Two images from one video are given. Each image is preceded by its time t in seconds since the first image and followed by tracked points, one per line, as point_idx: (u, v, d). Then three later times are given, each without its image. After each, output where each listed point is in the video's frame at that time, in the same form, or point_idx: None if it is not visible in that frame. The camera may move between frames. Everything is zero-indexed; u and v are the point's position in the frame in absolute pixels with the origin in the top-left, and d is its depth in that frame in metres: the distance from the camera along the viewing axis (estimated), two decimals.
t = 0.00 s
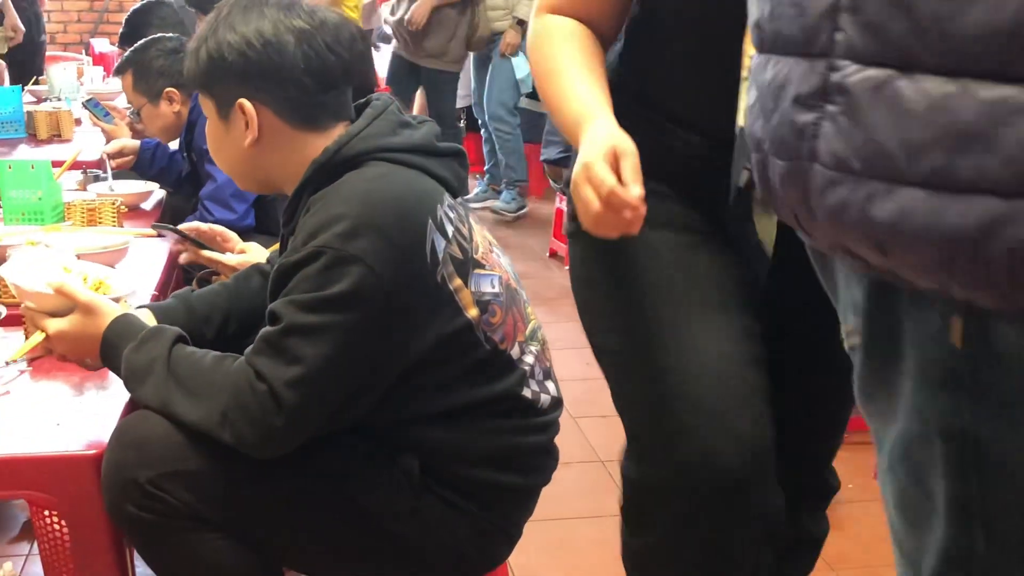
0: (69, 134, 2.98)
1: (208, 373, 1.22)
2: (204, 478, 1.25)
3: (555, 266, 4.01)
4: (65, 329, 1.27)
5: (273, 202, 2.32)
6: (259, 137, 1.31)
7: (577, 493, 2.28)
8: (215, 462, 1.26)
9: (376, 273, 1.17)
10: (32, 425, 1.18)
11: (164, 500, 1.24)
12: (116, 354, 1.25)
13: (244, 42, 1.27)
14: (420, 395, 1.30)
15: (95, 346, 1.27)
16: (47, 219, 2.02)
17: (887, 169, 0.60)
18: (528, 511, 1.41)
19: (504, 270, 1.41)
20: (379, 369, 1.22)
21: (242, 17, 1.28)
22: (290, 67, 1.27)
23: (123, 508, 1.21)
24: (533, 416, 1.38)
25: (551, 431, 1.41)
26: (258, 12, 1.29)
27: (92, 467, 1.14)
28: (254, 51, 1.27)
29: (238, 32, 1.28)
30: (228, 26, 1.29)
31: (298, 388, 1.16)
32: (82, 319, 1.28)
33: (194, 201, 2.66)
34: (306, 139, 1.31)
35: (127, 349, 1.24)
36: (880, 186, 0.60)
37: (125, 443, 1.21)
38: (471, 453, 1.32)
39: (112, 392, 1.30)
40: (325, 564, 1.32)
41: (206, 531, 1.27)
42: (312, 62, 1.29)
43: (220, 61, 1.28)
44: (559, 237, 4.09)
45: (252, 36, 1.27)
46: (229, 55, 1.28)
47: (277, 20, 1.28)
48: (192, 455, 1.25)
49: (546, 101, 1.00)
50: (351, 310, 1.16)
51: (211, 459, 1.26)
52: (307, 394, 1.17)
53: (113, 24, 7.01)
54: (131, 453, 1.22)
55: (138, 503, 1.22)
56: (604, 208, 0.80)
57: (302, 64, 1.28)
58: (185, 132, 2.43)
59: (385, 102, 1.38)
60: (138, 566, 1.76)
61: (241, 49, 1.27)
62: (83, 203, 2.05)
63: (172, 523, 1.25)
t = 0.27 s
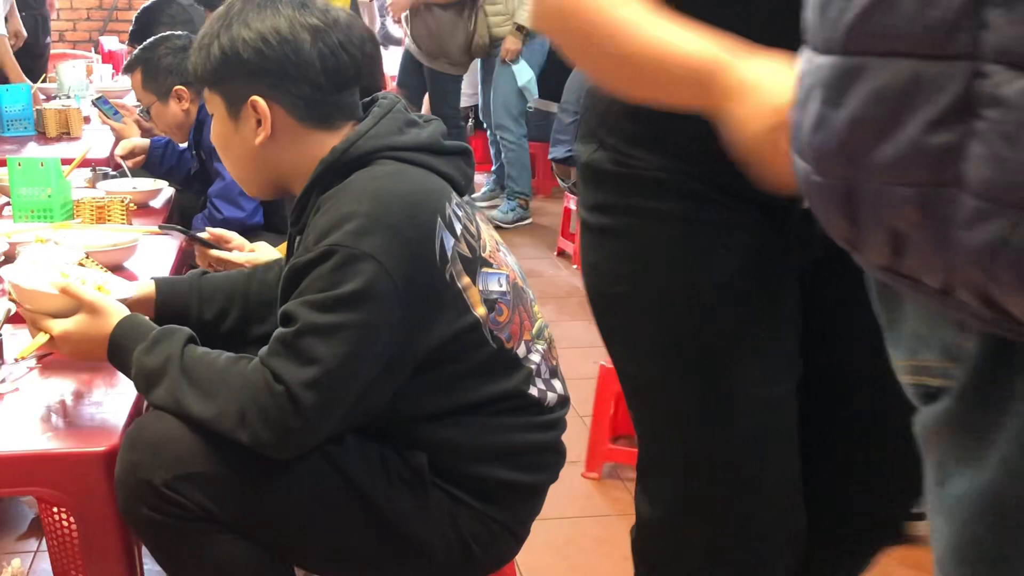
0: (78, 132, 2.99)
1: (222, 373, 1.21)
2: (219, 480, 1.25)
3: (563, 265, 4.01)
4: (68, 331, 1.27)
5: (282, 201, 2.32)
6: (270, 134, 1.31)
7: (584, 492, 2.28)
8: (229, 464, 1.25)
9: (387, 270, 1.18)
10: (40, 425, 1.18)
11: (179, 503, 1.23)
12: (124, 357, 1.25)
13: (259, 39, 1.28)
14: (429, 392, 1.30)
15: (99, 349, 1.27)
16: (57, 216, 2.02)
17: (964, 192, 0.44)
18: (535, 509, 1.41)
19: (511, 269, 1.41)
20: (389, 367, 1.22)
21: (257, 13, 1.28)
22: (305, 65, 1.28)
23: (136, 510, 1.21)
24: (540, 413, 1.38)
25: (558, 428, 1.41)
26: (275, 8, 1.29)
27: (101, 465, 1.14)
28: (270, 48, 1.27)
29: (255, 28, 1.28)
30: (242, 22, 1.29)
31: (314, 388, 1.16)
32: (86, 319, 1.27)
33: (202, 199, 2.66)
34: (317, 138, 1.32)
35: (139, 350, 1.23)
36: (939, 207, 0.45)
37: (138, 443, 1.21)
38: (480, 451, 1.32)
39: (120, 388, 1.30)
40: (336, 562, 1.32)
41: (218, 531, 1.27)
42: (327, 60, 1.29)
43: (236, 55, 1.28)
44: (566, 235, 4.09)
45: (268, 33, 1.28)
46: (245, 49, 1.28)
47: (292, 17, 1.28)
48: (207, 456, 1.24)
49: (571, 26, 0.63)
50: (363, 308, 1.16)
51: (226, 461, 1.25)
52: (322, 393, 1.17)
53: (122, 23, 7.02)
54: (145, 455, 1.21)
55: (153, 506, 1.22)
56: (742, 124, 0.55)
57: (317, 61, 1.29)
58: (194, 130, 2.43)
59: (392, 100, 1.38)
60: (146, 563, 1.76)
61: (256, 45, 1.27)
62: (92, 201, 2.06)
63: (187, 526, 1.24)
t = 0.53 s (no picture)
0: (82, 131, 2.99)
1: (229, 375, 1.21)
2: (227, 482, 1.25)
3: (567, 265, 4.01)
4: (72, 333, 1.28)
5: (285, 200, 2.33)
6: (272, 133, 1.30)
7: (587, 492, 2.28)
8: (237, 466, 1.25)
9: (391, 269, 1.18)
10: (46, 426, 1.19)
11: (189, 507, 1.24)
12: (127, 360, 1.25)
13: (266, 40, 1.28)
14: (435, 392, 1.30)
15: (104, 351, 1.28)
16: (61, 216, 2.03)
17: None
18: (539, 507, 1.41)
19: (513, 268, 1.41)
20: (394, 365, 1.22)
21: (263, 15, 1.29)
22: (312, 65, 1.29)
23: (145, 512, 1.21)
24: (544, 412, 1.39)
25: (562, 427, 1.42)
26: (280, 11, 1.30)
27: (106, 466, 1.15)
28: (277, 49, 1.28)
29: (260, 29, 1.29)
30: (248, 23, 1.29)
31: (321, 389, 1.16)
32: (92, 320, 1.28)
33: (206, 199, 2.66)
34: (322, 140, 1.32)
35: (145, 354, 1.23)
36: None
37: (146, 445, 1.23)
38: (485, 450, 1.33)
39: (127, 387, 1.31)
40: (343, 563, 1.32)
41: (229, 535, 1.26)
42: (333, 61, 1.30)
43: (241, 54, 1.28)
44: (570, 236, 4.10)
45: (275, 34, 1.28)
46: (251, 49, 1.28)
47: (298, 18, 1.30)
48: (214, 459, 1.24)
49: None
50: (368, 308, 1.17)
51: (235, 463, 1.25)
52: (329, 394, 1.17)
53: (126, 22, 7.02)
54: (154, 458, 1.22)
55: (162, 509, 1.22)
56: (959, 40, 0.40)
57: (324, 62, 1.30)
58: (199, 129, 2.44)
59: (392, 101, 1.38)
60: (152, 563, 1.76)
61: (264, 46, 1.28)
62: (96, 201, 2.06)
63: (199, 530, 1.24)
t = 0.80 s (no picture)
0: (83, 135, 3.01)
1: (226, 379, 1.21)
2: (227, 485, 1.25)
3: (568, 267, 4.01)
4: (70, 335, 1.28)
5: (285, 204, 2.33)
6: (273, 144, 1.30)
7: (587, 494, 2.29)
8: (235, 469, 1.25)
9: (387, 272, 1.18)
10: (47, 429, 1.19)
11: (187, 510, 1.24)
12: (127, 361, 1.26)
13: (265, 48, 1.27)
14: (430, 395, 1.31)
15: (104, 354, 1.29)
16: (62, 219, 2.03)
17: None
18: (539, 509, 1.41)
19: (511, 270, 1.41)
20: (392, 367, 1.23)
21: (259, 21, 1.28)
22: (312, 71, 1.29)
23: (143, 515, 1.22)
24: (542, 414, 1.39)
25: (560, 428, 1.42)
26: (275, 19, 1.29)
27: (105, 470, 1.15)
28: (277, 57, 1.27)
29: (258, 37, 1.28)
30: (244, 31, 1.28)
31: (319, 393, 1.17)
32: (90, 325, 1.28)
33: (207, 203, 2.67)
34: (321, 144, 1.32)
35: (143, 356, 1.24)
36: None
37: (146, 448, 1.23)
38: (481, 451, 1.33)
39: (125, 391, 1.31)
40: (344, 567, 1.33)
41: (228, 538, 1.26)
42: (331, 66, 1.30)
43: (239, 63, 1.27)
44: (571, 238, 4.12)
45: (273, 42, 1.27)
46: (250, 57, 1.27)
47: (295, 25, 1.29)
48: (212, 462, 1.24)
49: None
50: (364, 312, 1.17)
51: (233, 466, 1.25)
52: (327, 398, 1.17)
53: (127, 26, 7.04)
54: (153, 461, 1.22)
55: (161, 511, 1.23)
56: None
57: (323, 68, 1.29)
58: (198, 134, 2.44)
59: (388, 105, 1.39)
60: (152, 566, 1.77)
61: (264, 55, 1.27)
62: (97, 204, 2.07)
63: (198, 532, 1.25)
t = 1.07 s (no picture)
0: (82, 144, 3.01)
1: (225, 389, 1.21)
2: (224, 495, 1.25)
3: (567, 275, 4.02)
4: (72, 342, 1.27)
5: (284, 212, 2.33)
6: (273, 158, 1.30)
7: (586, 502, 2.29)
8: (233, 479, 1.25)
9: (386, 282, 1.18)
10: (48, 441, 1.18)
11: (185, 520, 1.24)
12: (128, 370, 1.25)
13: (260, 64, 1.25)
14: (429, 404, 1.31)
15: (103, 362, 1.27)
16: (60, 228, 2.03)
17: None
18: (539, 518, 1.41)
19: (510, 279, 1.41)
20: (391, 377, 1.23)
21: (252, 36, 1.27)
22: (308, 85, 1.28)
23: (141, 525, 1.22)
24: (542, 424, 1.39)
25: (560, 438, 1.42)
26: (267, 34, 1.28)
27: (103, 481, 1.15)
28: (273, 73, 1.26)
29: (252, 52, 1.26)
30: (236, 48, 1.26)
31: (319, 404, 1.17)
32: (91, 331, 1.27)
33: (205, 211, 2.67)
34: (319, 156, 1.33)
35: (143, 365, 1.24)
36: None
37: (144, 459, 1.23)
38: (479, 461, 1.33)
39: (122, 402, 1.30)
40: None
41: (226, 547, 1.26)
42: (327, 78, 1.29)
43: (236, 79, 1.25)
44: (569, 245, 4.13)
45: (267, 58, 1.26)
46: (247, 73, 1.25)
47: (286, 38, 1.28)
48: (210, 472, 1.24)
49: None
50: (362, 322, 1.17)
51: (231, 476, 1.25)
52: (327, 409, 1.17)
53: (126, 34, 7.05)
54: (151, 471, 1.22)
55: (158, 521, 1.23)
56: None
57: (318, 80, 1.29)
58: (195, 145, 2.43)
59: (386, 115, 1.39)
60: None
61: (260, 71, 1.25)
62: (96, 213, 2.07)
63: (196, 541, 1.25)
